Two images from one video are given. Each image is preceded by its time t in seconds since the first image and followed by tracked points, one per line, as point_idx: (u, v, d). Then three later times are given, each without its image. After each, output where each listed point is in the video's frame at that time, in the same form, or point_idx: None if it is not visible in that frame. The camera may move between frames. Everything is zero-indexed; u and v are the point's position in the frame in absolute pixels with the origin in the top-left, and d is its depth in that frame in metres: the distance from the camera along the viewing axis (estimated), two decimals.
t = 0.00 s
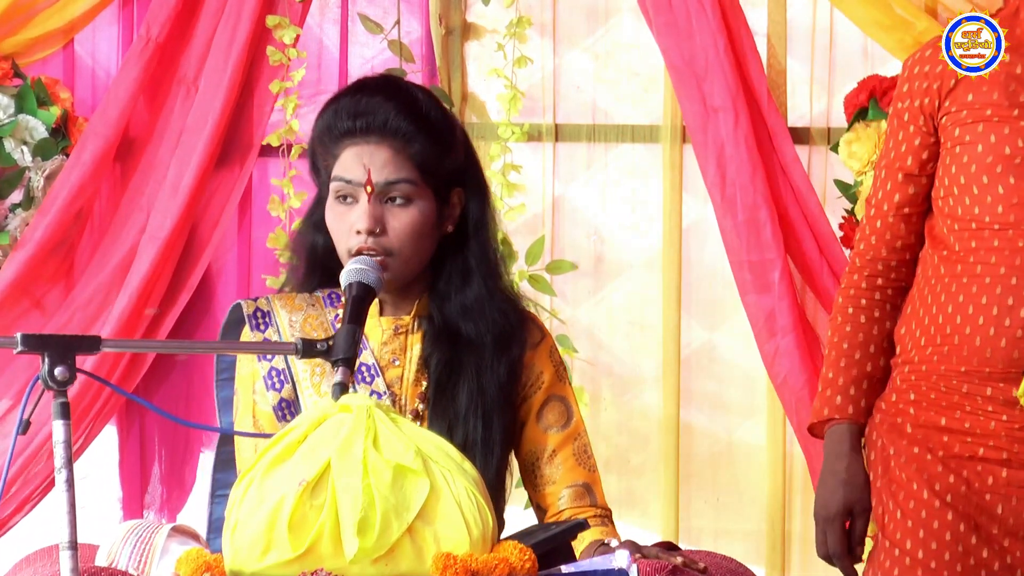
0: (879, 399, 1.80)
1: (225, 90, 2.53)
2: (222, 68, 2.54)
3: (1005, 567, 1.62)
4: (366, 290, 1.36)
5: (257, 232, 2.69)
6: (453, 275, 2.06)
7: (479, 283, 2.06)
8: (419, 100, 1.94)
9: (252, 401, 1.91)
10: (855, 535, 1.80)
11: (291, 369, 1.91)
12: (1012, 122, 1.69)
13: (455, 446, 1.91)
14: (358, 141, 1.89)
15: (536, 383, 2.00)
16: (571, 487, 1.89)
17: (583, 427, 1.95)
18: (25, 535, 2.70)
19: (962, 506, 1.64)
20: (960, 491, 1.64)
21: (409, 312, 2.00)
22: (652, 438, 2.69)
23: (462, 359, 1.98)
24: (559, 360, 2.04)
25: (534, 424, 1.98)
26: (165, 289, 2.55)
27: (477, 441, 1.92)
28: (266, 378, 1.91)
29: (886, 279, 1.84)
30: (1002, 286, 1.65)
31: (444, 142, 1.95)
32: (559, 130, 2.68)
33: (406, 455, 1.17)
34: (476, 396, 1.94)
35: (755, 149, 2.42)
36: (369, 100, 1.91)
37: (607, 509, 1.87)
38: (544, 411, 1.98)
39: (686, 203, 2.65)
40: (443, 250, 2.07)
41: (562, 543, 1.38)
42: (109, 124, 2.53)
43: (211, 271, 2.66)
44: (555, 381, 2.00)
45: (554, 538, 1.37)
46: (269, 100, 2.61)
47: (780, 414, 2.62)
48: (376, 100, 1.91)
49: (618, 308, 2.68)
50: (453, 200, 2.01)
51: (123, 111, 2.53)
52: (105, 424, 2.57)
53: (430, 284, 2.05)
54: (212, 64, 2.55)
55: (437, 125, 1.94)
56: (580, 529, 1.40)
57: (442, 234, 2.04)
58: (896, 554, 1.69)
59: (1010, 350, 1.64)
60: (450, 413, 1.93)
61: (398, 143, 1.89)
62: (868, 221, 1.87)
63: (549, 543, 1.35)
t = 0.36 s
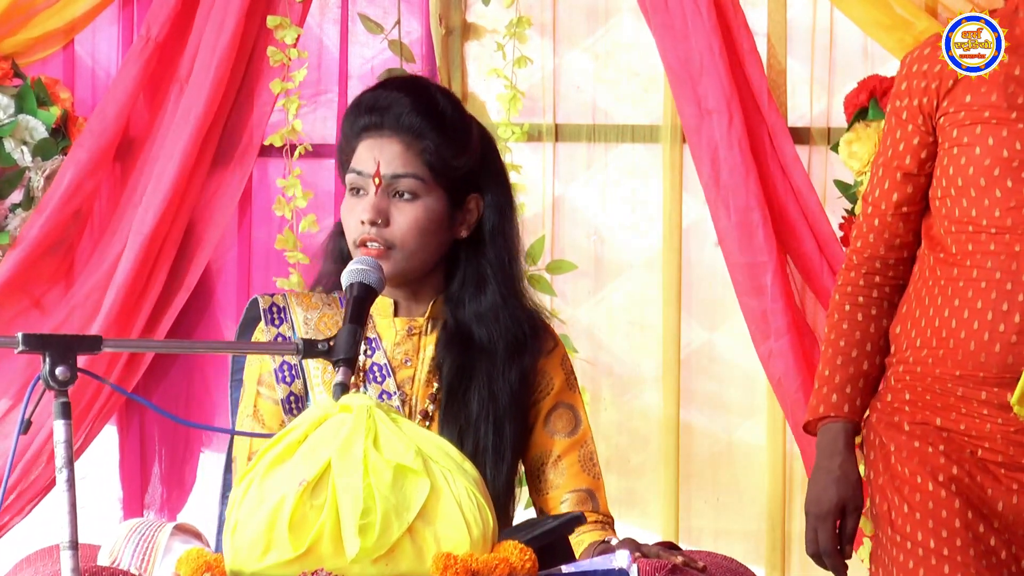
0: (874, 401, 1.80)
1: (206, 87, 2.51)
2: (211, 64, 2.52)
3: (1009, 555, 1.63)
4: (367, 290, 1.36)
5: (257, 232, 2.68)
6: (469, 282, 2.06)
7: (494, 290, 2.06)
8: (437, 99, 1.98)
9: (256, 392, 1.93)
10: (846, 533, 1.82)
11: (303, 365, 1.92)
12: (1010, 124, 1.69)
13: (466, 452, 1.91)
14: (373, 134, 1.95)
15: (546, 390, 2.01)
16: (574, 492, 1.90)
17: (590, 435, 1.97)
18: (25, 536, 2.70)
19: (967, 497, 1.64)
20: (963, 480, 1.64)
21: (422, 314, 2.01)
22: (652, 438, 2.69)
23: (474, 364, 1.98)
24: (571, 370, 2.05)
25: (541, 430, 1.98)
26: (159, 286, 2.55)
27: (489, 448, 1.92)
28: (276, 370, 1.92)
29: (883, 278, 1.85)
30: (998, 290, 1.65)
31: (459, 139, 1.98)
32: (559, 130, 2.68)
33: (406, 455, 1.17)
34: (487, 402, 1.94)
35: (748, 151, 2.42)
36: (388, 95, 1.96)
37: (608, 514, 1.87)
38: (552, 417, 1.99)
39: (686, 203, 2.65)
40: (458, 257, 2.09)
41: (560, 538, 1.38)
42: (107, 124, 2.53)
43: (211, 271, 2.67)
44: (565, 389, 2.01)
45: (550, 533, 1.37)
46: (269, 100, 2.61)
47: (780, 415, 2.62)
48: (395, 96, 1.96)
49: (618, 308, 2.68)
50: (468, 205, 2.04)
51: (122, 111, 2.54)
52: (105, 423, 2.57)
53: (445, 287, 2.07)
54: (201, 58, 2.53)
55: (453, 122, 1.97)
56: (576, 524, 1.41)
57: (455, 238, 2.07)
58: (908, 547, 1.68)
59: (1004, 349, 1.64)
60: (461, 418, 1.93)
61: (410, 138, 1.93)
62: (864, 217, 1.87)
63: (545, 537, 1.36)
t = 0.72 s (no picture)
0: (881, 410, 1.79)
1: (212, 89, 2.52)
2: (216, 66, 2.53)
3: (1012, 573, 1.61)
4: (366, 290, 1.36)
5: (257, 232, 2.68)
6: (463, 286, 2.06)
7: (488, 295, 2.07)
8: (437, 98, 2.03)
9: (242, 394, 1.92)
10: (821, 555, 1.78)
11: (294, 369, 1.93)
12: (992, 139, 1.65)
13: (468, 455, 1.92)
14: (371, 129, 1.99)
15: (539, 390, 2.01)
16: (564, 487, 1.90)
17: (581, 433, 1.97)
18: (25, 536, 2.70)
19: (967, 513, 1.62)
20: (963, 498, 1.63)
21: (411, 318, 2.01)
22: (651, 438, 2.69)
23: (472, 367, 1.98)
24: (562, 368, 2.06)
25: (535, 430, 1.98)
26: (162, 289, 2.56)
27: (490, 451, 1.93)
28: (267, 374, 1.92)
29: (876, 292, 1.80)
30: (992, 308, 1.62)
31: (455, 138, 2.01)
32: (559, 130, 2.68)
33: (406, 455, 1.17)
34: (487, 405, 1.95)
35: (755, 151, 2.42)
36: (389, 93, 2.02)
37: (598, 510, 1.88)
38: (543, 415, 1.99)
39: (687, 203, 2.65)
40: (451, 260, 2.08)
41: (557, 535, 1.38)
42: (107, 124, 2.53)
43: (211, 271, 2.67)
44: (556, 388, 2.01)
45: (548, 529, 1.37)
46: (269, 100, 2.61)
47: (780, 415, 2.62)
48: (396, 93, 2.02)
49: (618, 308, 2.68)
50: (461, 209, 2.04)
51: (122, 112, 2.54)
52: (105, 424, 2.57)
53: (438, 288, 2.07)
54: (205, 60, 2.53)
55: (451, 121, 2.01)
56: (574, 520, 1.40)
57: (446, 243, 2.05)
58: (907, 568, 1.67)
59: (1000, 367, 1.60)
60: (462, 422, 1.94)
61: (405, 132, 1.97)
62: (853, 232, 1.82)
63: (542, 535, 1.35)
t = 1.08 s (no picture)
0: (900, 424, 1.79)
1: (207, 81, 2.50)
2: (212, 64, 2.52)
3: None
4: (366, 289, 1.36)
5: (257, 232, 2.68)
6: (448, 280, 2.05)
7: (474, 288, 2.06)
8: (413, 91, 2.05)
9: (232, 397, 1.92)
10: None
11: (284, 371, 1.93)
12: (958, 203, 1.62)
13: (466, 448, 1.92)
14: (349, 125, 2.01)
15: (530, 380, 2.01)
16: (560, 480, 1.91)
17: (574, 423, 1.97)
18: (25, 535, 2.70)
19: (975, 525, 1.63)
20: (973, 511, 1.63)
21: (400, 315, 2.00)
22: (651, 439, 2.69)
23: (462, 360, 1.99)
24: (553, 360, 2.05)
25: (527, 421, 1.99)
26: (162, 286, 2.56)
27: (488, 441, 1.94)
28: (258, 378, 1.92)
29: (860, 353, 1.77)
30: (990, 362, 1.59)
31: (434, 130, 2.03)
32: (559, 130, 2.67)
33: (406, 455, 1.18)
34: (480, 396, 1.95)
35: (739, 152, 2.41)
36: (365, 90, 2.04)
37: (594, 502, 1.89)
38: (536, 407, 1.99)
39: (687, 203, 2.65)
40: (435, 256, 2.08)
41: (552, 530, 1.38)
42: (107, 124, 2.53)
43: (211, 271, 2.67)
44: (547, 379, 2.01)
45: (543, 525, 1.37)
46: (269, 100, 2.61)
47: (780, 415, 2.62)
48: (372, 89, 2.04)
49: (618, 308, 2.68)
50: (443, 200, 2.05)
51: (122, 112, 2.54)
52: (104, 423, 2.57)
53: (424, 283, 2.06)
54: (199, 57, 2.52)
55: (429, 112, 2.03)
56: (570, 515, 1.40)
57: (427, 237, 2.05)
58: None
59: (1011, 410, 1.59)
60: (457, 414, 1.94)
61: (383, 125, 1.99)
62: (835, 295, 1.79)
63: (537, 531, 1.36)
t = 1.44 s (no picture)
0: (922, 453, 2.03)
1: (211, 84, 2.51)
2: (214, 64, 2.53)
3: None
4: (366, 290, 1.36)
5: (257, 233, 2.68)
6: (451, 280, 2.06)
7: (478, 287, 2.07)
8: (411, 95, 2.02)
9: (236, 401, 1.92)
10: None
11: (288, 374, 1.92)
12: (954, 301, 1.84)
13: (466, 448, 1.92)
14: (348, 131, 1.98)
15: (532, 382, 2.01)
16: (562, 483, 1.91)
17: (577, 426, 1.98)
18: (25, 535, 2.70)
19: (985, 538, 1.86)
20: (983, 526, 1.86)
21: (404, 316, 2.01)
22: (652, 440, 2.69)
23: (465, 360, 1.99)
24: (556, 361, 2.05)
25: (528, 422, 1.98)
26: (163, 287, 2.56)
27: (488, 441, 1.93)
28: (261, 381, 1.92)
29: (822, 452, 1.96)
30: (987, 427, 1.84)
31: (435, 134, 2.01)
32: (559, 130, 2.67)
33: (406, 455, 1.18)
34: (482, 396, 1.95)
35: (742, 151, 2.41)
36: (362, 94, 2.01)
37: (596, 505, 1.89)
38: (538, 409, 1.99)
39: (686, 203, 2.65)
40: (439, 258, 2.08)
41: (556, 534, 1.38)
42: (108, 125, 2.53)
43: (211, 271, 2.67)
44: (550, 381, 2.01)
45: (547, 529, 1.37)
46: (269, 100, 2.61)
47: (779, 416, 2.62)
48: (370, 93, 2.01)
49: (618, 308, 2.68)
50: (444, 202, 2.03)
51: (123, 113, 2.54)
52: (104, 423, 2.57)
53: (430, 285, 2.06)
54: (210, 62, 2.54)
55: (428, 117, 2.01)
56: (574, 519, 1.40)
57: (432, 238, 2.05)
58: None
59: (999, 461, 1.84)
60: (459, 414, 1.94)
61: (384, 132, 1.96)
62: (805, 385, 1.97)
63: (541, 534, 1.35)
